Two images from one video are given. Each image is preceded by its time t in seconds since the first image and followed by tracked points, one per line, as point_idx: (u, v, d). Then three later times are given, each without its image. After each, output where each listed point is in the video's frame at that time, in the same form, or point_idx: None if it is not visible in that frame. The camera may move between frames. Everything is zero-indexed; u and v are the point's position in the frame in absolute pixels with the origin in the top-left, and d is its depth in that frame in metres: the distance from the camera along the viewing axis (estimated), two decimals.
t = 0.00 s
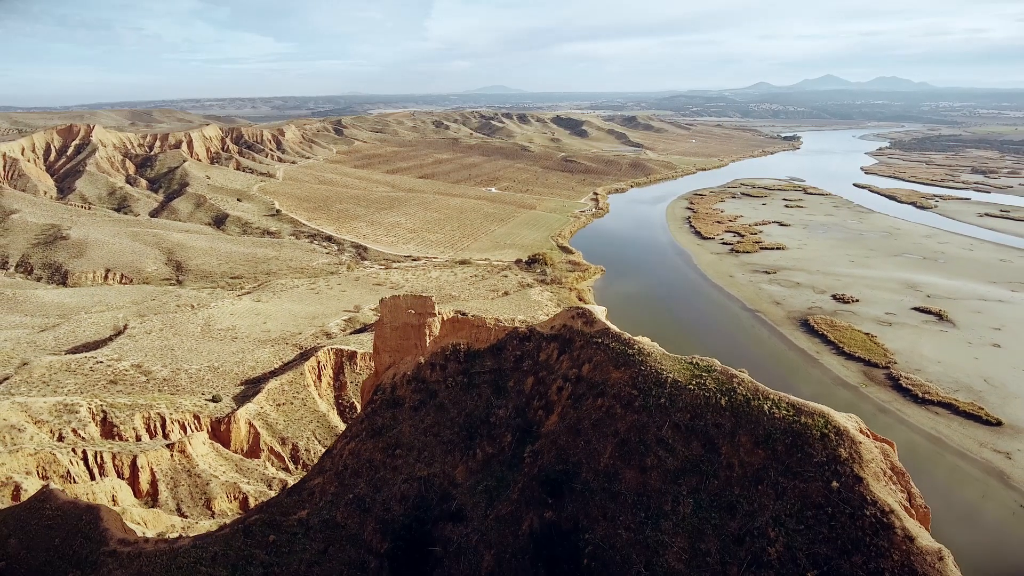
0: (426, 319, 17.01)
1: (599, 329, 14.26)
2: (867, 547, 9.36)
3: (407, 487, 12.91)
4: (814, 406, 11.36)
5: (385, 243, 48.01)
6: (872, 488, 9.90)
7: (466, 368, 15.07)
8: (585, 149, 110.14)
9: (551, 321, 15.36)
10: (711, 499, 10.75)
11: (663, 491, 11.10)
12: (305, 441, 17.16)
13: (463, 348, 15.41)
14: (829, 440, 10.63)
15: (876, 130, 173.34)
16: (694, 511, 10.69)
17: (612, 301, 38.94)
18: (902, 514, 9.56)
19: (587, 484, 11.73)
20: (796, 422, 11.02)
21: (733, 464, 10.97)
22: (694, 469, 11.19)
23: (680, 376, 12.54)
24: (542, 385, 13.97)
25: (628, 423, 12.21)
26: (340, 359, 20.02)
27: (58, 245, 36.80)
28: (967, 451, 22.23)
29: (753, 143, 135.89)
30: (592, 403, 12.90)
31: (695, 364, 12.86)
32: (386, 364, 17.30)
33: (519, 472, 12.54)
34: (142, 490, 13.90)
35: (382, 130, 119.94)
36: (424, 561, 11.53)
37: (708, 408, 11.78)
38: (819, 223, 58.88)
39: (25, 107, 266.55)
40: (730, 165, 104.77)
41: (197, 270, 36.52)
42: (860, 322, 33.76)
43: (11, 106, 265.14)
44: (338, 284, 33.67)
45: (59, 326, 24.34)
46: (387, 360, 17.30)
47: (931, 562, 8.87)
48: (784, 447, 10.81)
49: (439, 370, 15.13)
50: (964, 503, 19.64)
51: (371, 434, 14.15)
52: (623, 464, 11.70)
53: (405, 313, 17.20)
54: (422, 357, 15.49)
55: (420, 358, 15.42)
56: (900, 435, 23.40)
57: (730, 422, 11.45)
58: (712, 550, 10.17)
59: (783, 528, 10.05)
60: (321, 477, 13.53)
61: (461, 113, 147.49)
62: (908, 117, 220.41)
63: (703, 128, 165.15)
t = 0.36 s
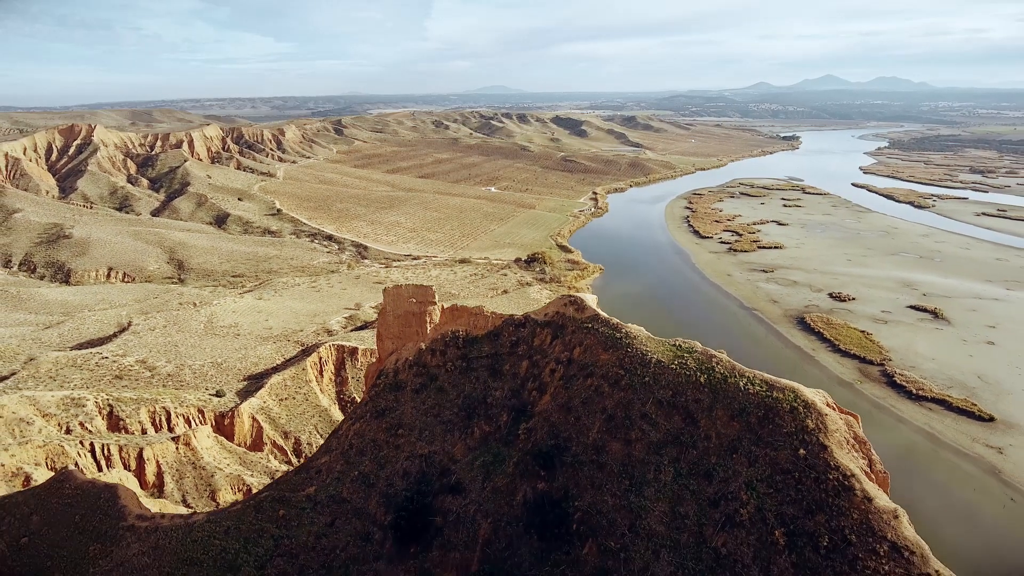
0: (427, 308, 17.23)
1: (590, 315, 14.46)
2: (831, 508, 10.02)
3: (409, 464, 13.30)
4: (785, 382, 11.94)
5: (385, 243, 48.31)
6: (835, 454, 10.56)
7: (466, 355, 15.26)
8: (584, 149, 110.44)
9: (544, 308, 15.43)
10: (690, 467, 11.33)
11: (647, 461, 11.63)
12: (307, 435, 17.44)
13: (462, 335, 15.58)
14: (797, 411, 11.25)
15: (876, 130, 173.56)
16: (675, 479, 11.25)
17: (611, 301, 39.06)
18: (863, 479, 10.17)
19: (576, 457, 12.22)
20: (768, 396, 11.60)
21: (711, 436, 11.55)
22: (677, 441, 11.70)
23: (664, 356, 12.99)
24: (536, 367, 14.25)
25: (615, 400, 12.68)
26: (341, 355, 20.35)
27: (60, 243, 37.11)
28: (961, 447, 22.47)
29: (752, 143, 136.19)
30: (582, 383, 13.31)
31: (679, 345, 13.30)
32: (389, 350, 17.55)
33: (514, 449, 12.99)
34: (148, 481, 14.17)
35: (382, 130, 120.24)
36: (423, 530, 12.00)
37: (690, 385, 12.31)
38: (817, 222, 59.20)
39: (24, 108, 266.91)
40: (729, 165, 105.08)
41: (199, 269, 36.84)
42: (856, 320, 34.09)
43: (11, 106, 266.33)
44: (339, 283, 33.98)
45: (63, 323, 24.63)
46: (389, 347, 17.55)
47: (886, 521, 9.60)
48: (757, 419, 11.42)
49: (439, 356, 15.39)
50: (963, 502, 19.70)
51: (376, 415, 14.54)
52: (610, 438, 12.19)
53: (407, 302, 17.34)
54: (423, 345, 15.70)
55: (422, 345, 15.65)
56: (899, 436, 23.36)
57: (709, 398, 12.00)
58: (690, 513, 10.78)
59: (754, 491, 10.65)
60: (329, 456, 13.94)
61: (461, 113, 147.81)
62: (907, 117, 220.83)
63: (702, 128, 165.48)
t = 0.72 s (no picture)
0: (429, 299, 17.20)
1: (583, 304, 14.90)
2: (801, 477, 10.58)
3: (411, 445, 13.71)
4: (763, 363, 12.57)
5: (385, 242, 48.58)
6: (808, 429, 11.14)
7: (465, 343, 15.55)
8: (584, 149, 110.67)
9: (540, 297, 15.75)
10: (673, 443, 11.87)
11: (634, 438, 12.13)
12: (309, 430, 17.74)
13: (461, 325, 15.84)
14: (773, 389, 11.84)
15: (875, 130, 173.85)
16: (659, 454, 11.76)
17: (611, 300, 39.17)
18: (832, 453, 10.72)
19: (566, 435, 12.69)
20: (747, 377, 12.17)
21: (693, 413, 12.07)
22: (662, 419, 12.22)
23: (650, 341, 13.52)
24: (531, 354, 14.64)
25: (604, 382, 13.15)
26: (343, 351, 20.64)
27: (63, 242, 37.37)
28: (955, 442, 22.73)
29: (752, 143, 136.39)
30: (575, 367, 13.74)
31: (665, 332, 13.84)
32: (391, 340, 17.51)
33: (509, 429, 13.37)
34: (153, 474, 14.39)
35: (382, 130, 120.50)
36: (425, 505, 12.35)
37: (674, 367, 12.84)
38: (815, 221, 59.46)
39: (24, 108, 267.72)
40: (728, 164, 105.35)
41: (200, 268, 37.11)
42: (853, 318, 34.37)
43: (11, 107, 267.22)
44: (340, 281, 34.25)
45: (67, 321, 24.89)
46: (392, 336, 17.48)
47: (853, 489, 10.18)
48: (736, 397, 11.95)
49: (440, 344, 15.72)
50: (961, 501, 19.66)
51: (379, 399, 14.89)
52: (600, 417, 12.67)
53: (408, 293, 17.26)
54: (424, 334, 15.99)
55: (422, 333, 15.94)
56: (899, 435, 23.40)
57: (692, 378, 12.52)
58: (672, 485, 11.31)
59: (732, 463, 11.21)
60: (332, 439, 14.21)
61: (461, 113, 148.06)
62: (907, 117, 221.18)
63: (702, 128, 165.75)
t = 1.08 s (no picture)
0: (429, 290, 17.89)
1: (576, 293, 15.23)
2: (774, 448, 11.21)
3: (411, 426, 14.02)
4: (743, 347, 13.08)
5: (385, 241, 48.91)
6: (781, 405, 11.77)
7: (463, 330, 15.88)
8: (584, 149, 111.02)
9: (534, 288, 16.16)
10: (658, 419, 12.34)
11: (621, 416, 12.57)
12: (311, 425, 18.01)
13: (460, 314, 16.16)
14: (750, 368, 12.39)
15: (874, 130, 174.17)
16: (645, 430, 12.24)
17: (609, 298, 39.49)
18: (804, 429, 11.35)
19: (558, 414, 13.09)
20: (726, 357, 12.71)
21: (676, 392, 12.58)
22: (647, 398, 12.70)
23: (637, 326, 13.97)
24: (526, 340, 14.93)
25: (593, 365, 13.58)
26: (344, 347, 20.98)
27: (66, 241, 37.67)
28: (948, 437, 23.06)
29: (751, 143, 136.75)
30: (566, 351, 14.07)
31: (652, 318, 14.28)
32: (395, 328, 18.29)
33: (505, 410, 13.68)
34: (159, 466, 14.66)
35: (382, 129, 120.77)
36: (425, 481, 12.64)
37: (659, 351, 13.27)
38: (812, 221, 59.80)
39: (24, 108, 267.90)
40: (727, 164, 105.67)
41: (202, 267, 37.42)
42: (848, 316, 34.71)
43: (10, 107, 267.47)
44: (341, 279, 34.57)
45: (72, 318, 25.21)
46: (395, 325, 18.23)
47: (820, 458, 10.90)
48: (715, 377, 12.49)
49: (440, 332, 15.97)
50: (962, 502, 19.72)
51: (381, 384, 15.15)
52: (589, 397, 13.09)
53: (409, 283, 18.04)
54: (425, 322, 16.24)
55: (423, 322, 16.19)
56: (901, 435, 23.38)
57: (676, 359, 13.00)
58: (656, 457, 11.81)
59: (711, 437, 11.75)
60: (338, 422, 14.50)
61: (461, 113, 148.37)
62: (906, 117, 221.72)
63: (701, 128, 166.14)
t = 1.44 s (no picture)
0: (429, 282, 18.27)
1: (569, 284, 15.58)
2: (750, 423, 11.57)
3: (413, 409, 14.32)
4: (723, 331, 13.48)
5: (385, 240, 49.22)
6: (757, 384, 12.15)
7: (462, 319, 16.25)
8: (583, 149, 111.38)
9: (530, 279, 16.53)
10: (644, 399, 12.70)
11: (609, 396, 12.92)
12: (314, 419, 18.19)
13: (459, 304, 16.54)
14: (730, 351, 12.78)
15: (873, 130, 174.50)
16: (632, 409, 12.59)
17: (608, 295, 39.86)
18: (779, 406, 11.72)
19: (551, 395, 13.38)
20: (708, 341, 13.10)
21: (661, 373, 12.97)
22: (634, 379, 13.08)
23: (626, 313, 14.34)
24: (522, 328, 15.24)
25: (584, 348, 13.92)
26: (344, 344, 21.33)
27: (68, 240, 37.92)
28: (939, 433, 23.37)
29: (749, 143, 137.16)
30: (559, 337, 14.40)
31: (640, 305, 14.65)
32: (396, 318, 18.62)
33: (501, 393, 13.97)
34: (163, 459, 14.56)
35: (382, 129, 121.10)
36: (425, 460, 12.93)
37: (646, 336, 13.64)
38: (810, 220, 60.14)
39: (23, 108, 268.29)
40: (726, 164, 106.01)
41: (204, 265, 37.74)
42: (844, 314, 35.02)
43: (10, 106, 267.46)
44: (342, 278, 34.89)
45: (75, 315, 25.49)
46: (397, 316, 18.60)
47: (792, 432, 11.24)
48: (698, 359, 12.88)
49: (439, 320, 16.32)
50: (961, 502, 19.75)
51: (385, 370, 15.52)
52: (580, 378, 13.43)
53: (411, 275, 18.44)
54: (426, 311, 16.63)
55: (423, 312, 16.59)
56: (901, 435, 23.42)
57: (661, 343, 13.38)
58: (642, 434, 12.15)
59: (693, 414, 12.10)
60: (343, 407, 14.92)
61: (460, 113, 148.69)
62: (904, 117, 222.29)
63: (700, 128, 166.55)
